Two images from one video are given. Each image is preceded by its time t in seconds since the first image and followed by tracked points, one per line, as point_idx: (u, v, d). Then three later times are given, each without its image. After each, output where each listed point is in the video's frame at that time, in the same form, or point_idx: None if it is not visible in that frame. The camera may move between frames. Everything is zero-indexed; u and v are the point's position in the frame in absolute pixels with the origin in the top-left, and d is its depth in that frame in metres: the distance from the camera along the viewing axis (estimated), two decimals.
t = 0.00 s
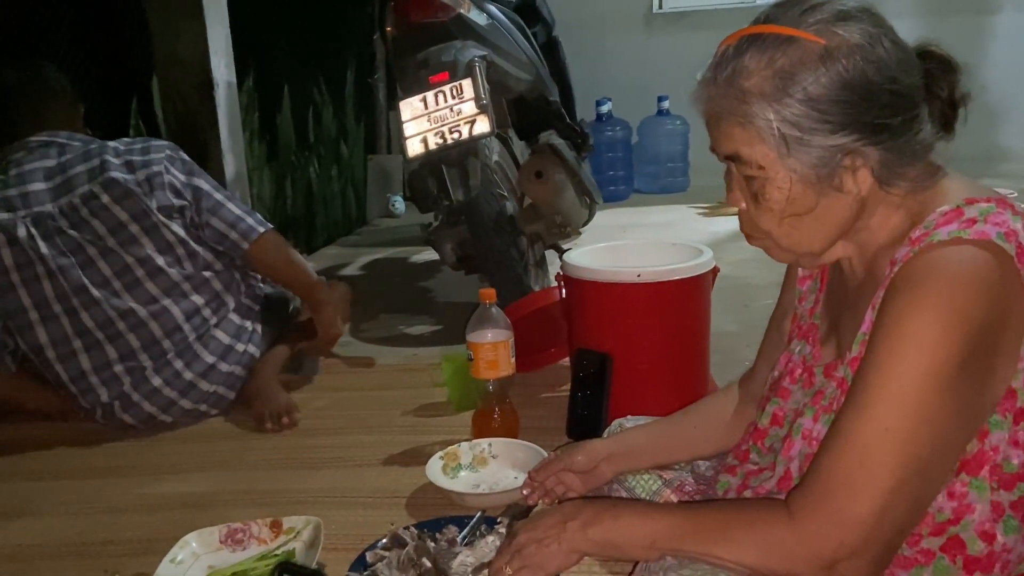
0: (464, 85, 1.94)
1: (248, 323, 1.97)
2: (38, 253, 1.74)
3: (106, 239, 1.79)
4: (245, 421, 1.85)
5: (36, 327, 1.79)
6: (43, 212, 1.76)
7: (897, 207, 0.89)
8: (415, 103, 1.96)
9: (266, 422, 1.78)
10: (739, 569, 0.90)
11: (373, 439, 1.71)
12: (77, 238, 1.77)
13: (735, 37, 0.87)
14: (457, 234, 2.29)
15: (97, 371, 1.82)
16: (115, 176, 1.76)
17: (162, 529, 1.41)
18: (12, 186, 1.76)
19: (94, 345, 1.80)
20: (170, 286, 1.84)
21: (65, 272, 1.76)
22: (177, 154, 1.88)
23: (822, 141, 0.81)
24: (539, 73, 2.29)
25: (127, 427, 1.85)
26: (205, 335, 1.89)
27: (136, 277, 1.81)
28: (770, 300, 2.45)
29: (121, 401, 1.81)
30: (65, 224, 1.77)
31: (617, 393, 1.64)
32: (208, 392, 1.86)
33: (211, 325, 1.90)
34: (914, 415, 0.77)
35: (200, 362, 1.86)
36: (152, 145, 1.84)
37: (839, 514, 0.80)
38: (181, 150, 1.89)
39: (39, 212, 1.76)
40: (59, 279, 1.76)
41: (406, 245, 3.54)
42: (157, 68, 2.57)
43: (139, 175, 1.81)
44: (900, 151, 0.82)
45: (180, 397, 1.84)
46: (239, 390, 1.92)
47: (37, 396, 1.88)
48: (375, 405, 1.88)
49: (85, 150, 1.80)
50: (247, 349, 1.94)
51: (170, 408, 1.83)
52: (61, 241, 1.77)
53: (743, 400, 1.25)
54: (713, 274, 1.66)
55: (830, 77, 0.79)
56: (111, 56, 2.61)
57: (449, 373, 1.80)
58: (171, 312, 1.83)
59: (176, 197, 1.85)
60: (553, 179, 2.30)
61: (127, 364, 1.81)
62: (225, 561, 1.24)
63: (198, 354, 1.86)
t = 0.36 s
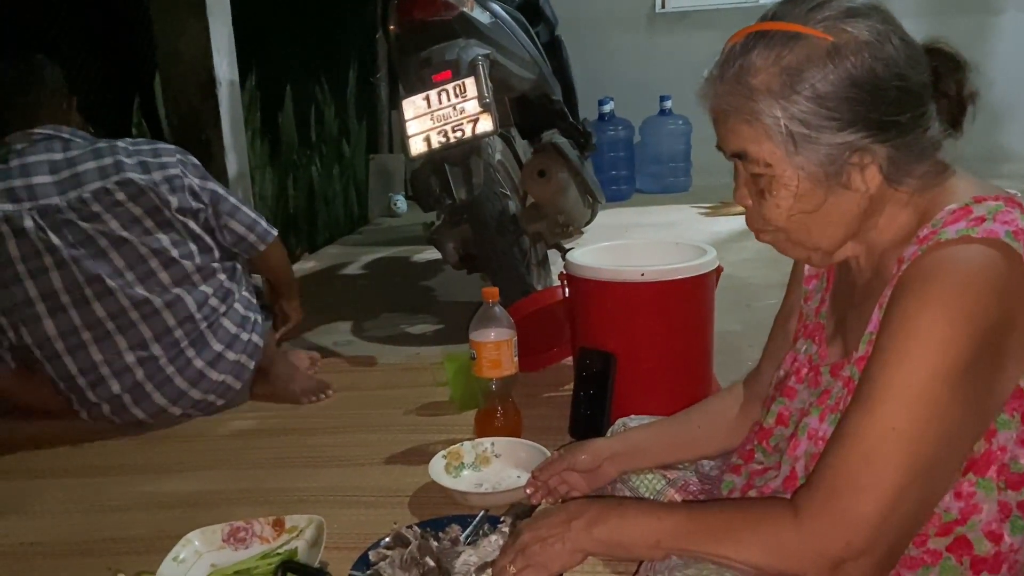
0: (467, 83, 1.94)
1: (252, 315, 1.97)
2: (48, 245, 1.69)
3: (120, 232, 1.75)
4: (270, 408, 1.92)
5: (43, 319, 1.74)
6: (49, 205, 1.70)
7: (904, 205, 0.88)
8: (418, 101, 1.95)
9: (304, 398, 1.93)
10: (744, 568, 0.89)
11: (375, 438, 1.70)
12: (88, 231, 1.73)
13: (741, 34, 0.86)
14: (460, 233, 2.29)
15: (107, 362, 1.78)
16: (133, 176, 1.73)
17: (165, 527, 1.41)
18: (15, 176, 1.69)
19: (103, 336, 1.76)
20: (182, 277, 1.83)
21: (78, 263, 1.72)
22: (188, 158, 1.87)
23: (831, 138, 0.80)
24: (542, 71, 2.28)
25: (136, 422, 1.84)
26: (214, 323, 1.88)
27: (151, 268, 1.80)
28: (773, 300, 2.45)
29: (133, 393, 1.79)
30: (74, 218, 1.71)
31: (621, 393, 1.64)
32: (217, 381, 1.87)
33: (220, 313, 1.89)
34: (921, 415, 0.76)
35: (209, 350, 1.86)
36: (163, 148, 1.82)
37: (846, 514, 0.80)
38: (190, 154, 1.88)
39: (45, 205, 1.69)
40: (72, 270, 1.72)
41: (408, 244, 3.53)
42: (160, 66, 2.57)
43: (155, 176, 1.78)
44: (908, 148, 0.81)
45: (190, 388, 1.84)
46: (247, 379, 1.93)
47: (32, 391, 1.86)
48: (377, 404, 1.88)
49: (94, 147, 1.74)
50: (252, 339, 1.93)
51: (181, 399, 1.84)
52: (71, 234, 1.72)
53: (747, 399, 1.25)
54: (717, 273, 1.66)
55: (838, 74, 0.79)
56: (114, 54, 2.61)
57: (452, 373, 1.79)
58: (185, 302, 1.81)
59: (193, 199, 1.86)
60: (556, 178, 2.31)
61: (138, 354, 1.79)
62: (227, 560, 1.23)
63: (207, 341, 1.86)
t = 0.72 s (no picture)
0: (465, 84, 1.94)
1: (258, 320, 1.94)
2: (72, 243, 1.68)
3: (143, 232, 1.75)
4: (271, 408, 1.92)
5: (59, 318, 1.71)
6: (75, 201, 1.70)
7: (902, 209, 0.88)
8: (416, 102, 1.95)
9: (304, 397, 1.92)
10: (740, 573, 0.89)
11: (371, 439, 1.70)
12: (113, 228, 1.72)
13: (740, 36, 0.86)
14: (458, 233, 2.29)
15: (121, 365, 1.75)
16: (156, 175, 1.78)
17: (162, 528, 1.41)
18: (38, 170, 1.70)
19: (119, 338, 1.74)
20: (200, 279, 1.82)
21: (101, 262, 1.70)
22: (203, 154, 1.91)
23: (830, 141, 0.80)
24: (540, 71, 2.28)
25: (139, 421, 1.82)
26: (222, 326, 1.85)
27: (173, 270, 1.78)
28: (771, 301, 2.45)
29: (140, 392, 1.77)
30: (99, 214, 1.71)
31: (619, 394, 1.63)
32: (221, 384, 1.85)
33: (228, 316, 1.87)
34: (919, 419, 0.76)
35: (216, 352, 1.84)
36: (177, 145, 1.87)
37: (843, 519, 0.79)
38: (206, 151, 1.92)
39: (71, 201, 1.69)
40: (95, 270, 1.70)
41: (406, 244, 3.53)
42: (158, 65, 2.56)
43: (176, 172, 1.82)
44: (906, 152, 0.81)
45: (195, 390, 1.82)
46: (250, 384, 1.91)
47: (33, 392, 1.87)
48: (374, 405, 1.87)
49: (114, 142, 1.77)
50: (257, 344, 1.90)
51: (184, 401, 1.82)
52: (94, 232, 1.71)
53: (744, 401, 1.25)
54: (715, 275, 1.65)
55: (838, 76, 0.78)
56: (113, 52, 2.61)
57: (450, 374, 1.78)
58: (201, 305, 1.80)
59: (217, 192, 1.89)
60: (554, 179, 2.27)
61: (152, 358, 1.76)
62: (222, 562, 1.23)
63: (215, 345, 1.84)
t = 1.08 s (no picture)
0: (462, 82, 1.93)
1: (267, 329, 1.91)
2: (97, 245, 1.70)
3: (169, 239, 1.77)
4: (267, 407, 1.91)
5: (72, 319, 1.72)
6: (108, 201, 1.72)
7: (906, 207, 0.88)
8: (413, 100, 1.93)
9: (308, 396, 1.91)
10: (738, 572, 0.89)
11: (368, 438, 1.69)
12: (140, 233, 1.74)
13: (748, 30, 0.86)
14: (454, 232, 2.28)
15: (127, 367, 1.77)
16: (192, 184, 1.79)
17: (158, 527, 1.40)
18: (74, 167, 1.71)
19: (129, 341, 1.75)
20: (217, 292, 1.82)
21: (122, 266, 1.73)
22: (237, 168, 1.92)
23: (838, 137, 0.80)
24: (537, 70, 2.27)
25: (136, 420, 1.82)
26: (230, 335, 1.85)
27: (192, 281, 1.79)
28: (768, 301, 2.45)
29: (140, 391, 1.78)
30: (128, 216, 1.73)
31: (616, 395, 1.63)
32: (222, 391, 1.84)
33: (237, 324, 1.86)
34: (920, 419, 0.76)
35: (219, 359, 1.83)
36: (214, 154, 1.87)
37: (841, 517, 0.79)
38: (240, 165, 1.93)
39: (104, 200, 1.71)
40: (116, 274, 1.72)
41: (403, 242, 3.52)
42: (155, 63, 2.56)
43: (209, 184, 1.83)
44: (914, 149, 0.81)
45: (195, 395, 1.81)
46: (251, 392, 1.90)
47: (38, 390, 1.88)
48: (371, 404, 1.87)
49: (153, 143, 1.79)
50: (262, 353, 1.88)
51: (183, 405, 1.81)
52: (122, 234, 1.73)
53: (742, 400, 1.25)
54: (713, 274, 1.65)
55: (847, 71, 0.78)
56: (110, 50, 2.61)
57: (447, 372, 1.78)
58: (214, 317, 1.81)
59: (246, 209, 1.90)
60: (551, 177, 2.28)
61: (159, 364, 1.78)
62: (219, 561, 1.23)
63: (219, 351, 1.83)
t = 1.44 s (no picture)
0: (459, 80, 1.93)
1: (268, 333, 1.91)
2: (117, 243, 1.72)
3: (187, 245, 1.77)
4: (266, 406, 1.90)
5: (83, 315, 1.73)
6: (133, 200, 1.73)
7: (907, 206, 0.88)
8: (410, 99, 1.93)
9: (305, 394, 1.90)
10: (734, 571, 0.88)
11: (365, 436, 1.69)
12: (160, 236, 1.75)
13: (748, 29, 0.85)
14: (452, 231, 2.28)
15: (130, 366, 1.77)
16: (219, 191, 1.80)
17: (155, 526, 1.40)
18: (104, 162, 1.72)
19: (135, 342, 1.76)
20: (228, 302, 1.83)
21: (138, 267, 1.73)
22: (263, 178, 1.92)
23: (839, 135, 0.80)
24: (534, 67, 2.27)
25: (134, 418, 1.81)
26: (232, 337, 1.84)
27: (204, 289, 1.80)
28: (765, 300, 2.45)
29: (139, 389, 1.77)
30: (151, 218, 1.74)
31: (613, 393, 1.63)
32: (220, 392, 1.84)
33: (241, 329, 1.86)
34: (920, 420, 0.76)
35: (220, 361, 1.82)
36: (244, 162, 1.87)
37: (838, 517, 0.79)
38: (267, 174, 1.93)
39: (131, 199, 1.72)
40: (131, 274, 1.73)
41: (400, 241, 3.53)
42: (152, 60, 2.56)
43: (235, 193, 1.83)
44: (916, 146, 0.81)
45: (193, 396, 1.81)
46: (248, 395, 1.90)
47: (38, 387, 1.87)
48: (369, 402, 1.87)
49: (185, 146, 1.79)
50: (262, 356, 1.88)
51: (181, 404, 1.81)
52: (143, 235, 1.74)
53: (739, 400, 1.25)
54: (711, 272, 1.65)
55: (847, 70, 0.78)
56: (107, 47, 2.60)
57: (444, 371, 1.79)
58: (222, 326, 1.82)
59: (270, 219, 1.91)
60: (548, 176, 2.28)
61: (162, 365, 1.78)
62: (215, 560, 1.22)
63: (220, 354, 1.83)
